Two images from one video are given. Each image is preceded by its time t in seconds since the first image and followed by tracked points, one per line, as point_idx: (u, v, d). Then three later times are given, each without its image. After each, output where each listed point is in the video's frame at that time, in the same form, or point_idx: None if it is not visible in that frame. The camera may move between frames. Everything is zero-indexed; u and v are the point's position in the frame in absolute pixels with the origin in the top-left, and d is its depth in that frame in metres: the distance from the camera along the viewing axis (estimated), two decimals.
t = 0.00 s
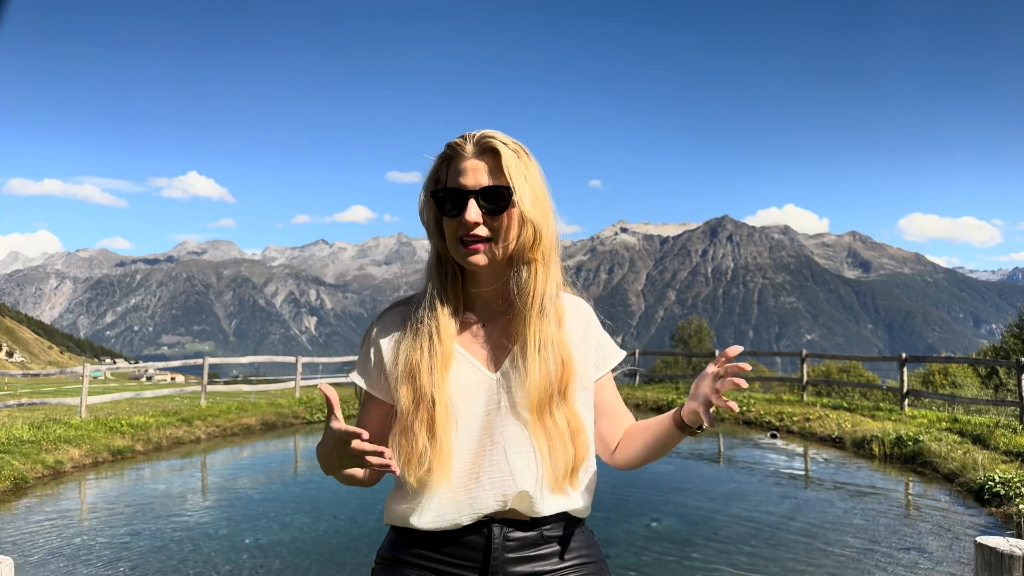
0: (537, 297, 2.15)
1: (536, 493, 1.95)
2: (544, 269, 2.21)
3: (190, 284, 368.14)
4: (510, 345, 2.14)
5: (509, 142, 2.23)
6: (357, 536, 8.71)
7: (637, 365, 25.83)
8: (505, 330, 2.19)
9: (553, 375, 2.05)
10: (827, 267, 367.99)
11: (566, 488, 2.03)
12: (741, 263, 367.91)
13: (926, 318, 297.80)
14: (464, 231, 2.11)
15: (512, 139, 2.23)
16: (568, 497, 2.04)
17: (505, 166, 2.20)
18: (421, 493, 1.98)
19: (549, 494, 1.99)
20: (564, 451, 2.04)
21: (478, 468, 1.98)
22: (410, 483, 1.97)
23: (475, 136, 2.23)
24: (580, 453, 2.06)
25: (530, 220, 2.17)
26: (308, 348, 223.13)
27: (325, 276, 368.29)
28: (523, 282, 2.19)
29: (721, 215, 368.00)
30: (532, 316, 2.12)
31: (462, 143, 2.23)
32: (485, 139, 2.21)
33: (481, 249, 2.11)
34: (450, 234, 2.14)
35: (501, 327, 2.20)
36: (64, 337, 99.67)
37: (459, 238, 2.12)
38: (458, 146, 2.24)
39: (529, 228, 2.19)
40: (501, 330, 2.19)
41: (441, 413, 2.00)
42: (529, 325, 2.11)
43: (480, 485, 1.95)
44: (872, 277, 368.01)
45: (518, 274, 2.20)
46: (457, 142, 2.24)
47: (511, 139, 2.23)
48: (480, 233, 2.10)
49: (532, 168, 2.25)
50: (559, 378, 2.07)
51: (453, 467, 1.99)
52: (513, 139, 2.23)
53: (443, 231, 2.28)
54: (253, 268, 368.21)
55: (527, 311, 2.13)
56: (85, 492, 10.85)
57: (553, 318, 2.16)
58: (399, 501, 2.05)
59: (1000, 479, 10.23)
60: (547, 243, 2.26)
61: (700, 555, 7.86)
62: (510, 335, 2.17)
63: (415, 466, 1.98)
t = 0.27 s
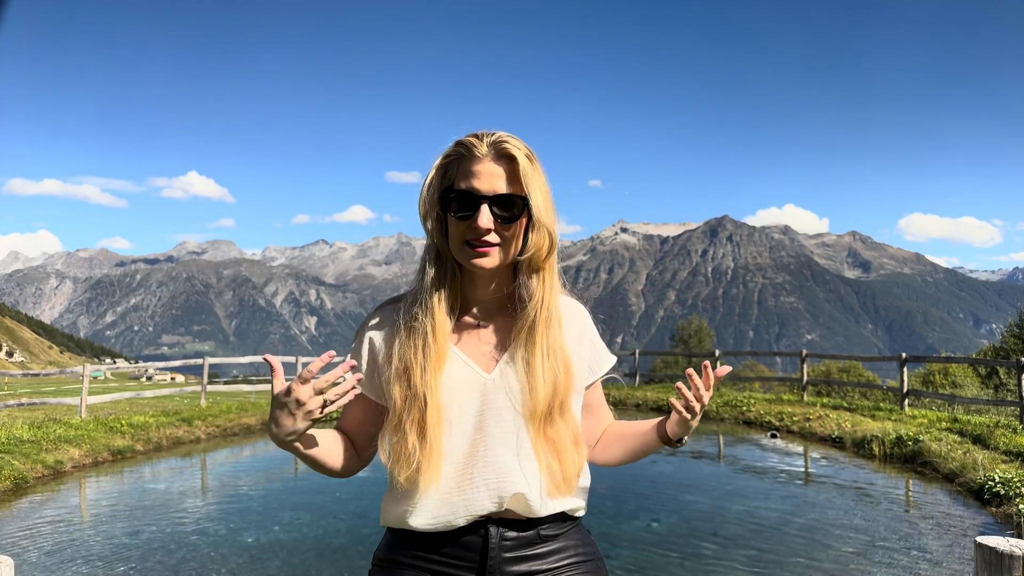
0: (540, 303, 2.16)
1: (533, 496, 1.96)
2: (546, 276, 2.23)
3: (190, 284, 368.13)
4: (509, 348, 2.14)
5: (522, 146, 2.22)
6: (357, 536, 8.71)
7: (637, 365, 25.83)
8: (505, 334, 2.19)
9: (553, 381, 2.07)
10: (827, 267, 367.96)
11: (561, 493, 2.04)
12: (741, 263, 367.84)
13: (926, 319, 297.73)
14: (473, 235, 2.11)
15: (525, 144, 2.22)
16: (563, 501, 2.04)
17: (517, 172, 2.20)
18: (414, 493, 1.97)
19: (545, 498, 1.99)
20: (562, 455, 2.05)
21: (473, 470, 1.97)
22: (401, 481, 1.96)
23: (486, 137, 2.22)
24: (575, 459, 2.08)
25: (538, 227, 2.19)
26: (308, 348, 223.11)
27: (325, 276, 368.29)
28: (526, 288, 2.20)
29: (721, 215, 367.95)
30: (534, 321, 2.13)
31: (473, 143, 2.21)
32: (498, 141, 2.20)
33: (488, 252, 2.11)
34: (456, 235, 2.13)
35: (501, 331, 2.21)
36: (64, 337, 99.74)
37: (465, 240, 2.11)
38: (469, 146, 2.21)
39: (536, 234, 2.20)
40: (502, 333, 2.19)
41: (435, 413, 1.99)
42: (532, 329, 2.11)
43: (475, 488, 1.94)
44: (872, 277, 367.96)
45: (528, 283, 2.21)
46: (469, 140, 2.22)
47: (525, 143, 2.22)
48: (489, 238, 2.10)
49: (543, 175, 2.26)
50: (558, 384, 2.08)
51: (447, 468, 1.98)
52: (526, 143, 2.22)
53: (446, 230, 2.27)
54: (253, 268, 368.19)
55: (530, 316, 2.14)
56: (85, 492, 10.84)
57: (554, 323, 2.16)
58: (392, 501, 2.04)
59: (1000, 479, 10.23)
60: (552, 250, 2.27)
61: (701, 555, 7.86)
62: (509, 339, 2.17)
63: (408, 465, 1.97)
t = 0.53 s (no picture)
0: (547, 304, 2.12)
1: (542, 499, 1.94)
2: (555, 275, 2.19)
3: (189, 284, 368.14)
4: (517, 350, 2.13)
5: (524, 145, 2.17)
6: (357, 536, 8.71)
7: (637, 365, 25.84)
8: (513, 335, 2.17)
9: (561, 384, 2.04)
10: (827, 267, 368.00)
11: (572, 493, 2.03)
12: (741, 263, 367.88)
13: (926, 319, 297.73)
14: (470, 242, 2.09)
15: (526, 142, 2.17)
16: (573, 503, 2.03)
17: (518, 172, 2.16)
18: (423, 495, 1.98)
19: (556, 500, 1.98)
20: (570, 458, 2.04)
21: (481, 473, 1.97)
22: (415, 483, 1.97)
23: (486, 137, 2.18)
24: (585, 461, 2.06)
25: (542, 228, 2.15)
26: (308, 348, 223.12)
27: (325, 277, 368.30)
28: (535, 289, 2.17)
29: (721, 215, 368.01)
30: (540, 324, 2.10)
31: (473, 144, 2.18)
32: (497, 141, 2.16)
33: (489, 255, 2.09)
34: (457, 240, 2.13)
35: (509, 331, 2.19)
36: (64, 337, 99.80)
37: (465, 244, 2.10)
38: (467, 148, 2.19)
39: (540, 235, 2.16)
40: (510, 333, 2.18)
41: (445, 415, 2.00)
42: (538, 332, 2.09)
43: (482, 490, 1.94)
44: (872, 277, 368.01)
45: (530, 285, 2.16)
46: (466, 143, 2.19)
47: (526, 142, 2.17)
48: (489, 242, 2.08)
49: (546, 174, 2.21)
50: (566, 388, 2.06)
51: (457, 470, 1.98)
52: (527, 142, 2.17)
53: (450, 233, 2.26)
54: (253, 268, 368.21)
55: (537, 319, 2.11)
56: (85, 492, 10.85)
57: (563, 325, 2.13)
58: (402, 501, 2.05)
59: (1001, 480, 10.22)
60: (558, 251, 2.22)
61: (701, 556, 7.86)
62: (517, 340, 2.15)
63: (419, 466, 1.98)
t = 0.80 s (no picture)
0: (549, 312, 2.12)
1: (542, 505, 1.94)
2: (558, 282, 2.19)
3: (189, 284, 368.15)
4: (517, 355, 2.12)
5: (535, 149, 2.18)
6: (357, 536, 8.72)
7: (637, 365, 25.83)
8: (515, 337, 2.17)
9: (563, 391, 2.03)
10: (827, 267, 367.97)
11: (571, 502, 2.02)
12: (741, 263, 367.83)
13: (926, 319, 297.71)
14: (478, 240, 2.09)
15: (538, 147, 2.18)
16: (571, 510, 2.02)
17: (526, 176, 2.16)
18: (419, 497, 1.97)
19: (554, 506, 1.97)
20: (570, 466, 2.02)
21: (480, 477, 1.96)
22: (412, 485, 1.97)
23: (498, 138, 2.19)
24: (585, 468, 2.04)
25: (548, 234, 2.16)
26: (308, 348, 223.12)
27: (325, 277, 368.28)
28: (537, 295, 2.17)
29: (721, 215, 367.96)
30: (544, 330, 2.09)
31: (484, 144, 2.18)
32: (509, 144, 2.17)
33: (491, 258, 2.10)
34: (464, 239, 2.13)
35: (509, 334, 2.18)
36: (64, 337, 99.80)
37: (470, 245, 2.11)
38: (478, 148, 2.19)
39: (546, 242, 2.16)
40: (511, 337, 2.17)
41: (444, 418, 2.00)
42: (540, 337, 2.08)
43: (481, 494, 1.93)
44: (872, 277, 367.97)
45: (538, 290, 2.18)
46: (478, 142, 2.19)
47: (537, 146, 2.18)
48: (493, 243, 2.09)
49: (554, 179, 2.21)
50: (569, 396, 2.04)
51: (455, 473, 1.98)
52: (538, 147, 2.18)
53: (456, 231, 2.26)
54: (253, 268, 368.23)
55: (540, 325, 2.10)
56: (85, 492, 10.85)
57: (565, 332, 2.12)
58: (399, 501, 2.05)
59: (1001, 479, 10.22)
60: (563, 256, 2.23)
61: (701, 556, 7.86)
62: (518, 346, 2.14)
63: (417, 468, 1.98)
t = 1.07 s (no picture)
0: (539, 311, 2.11)
1: (534, 504, 1.93)
2: (550, 282, 2.19)
3: (189, 284, 368.14)
4: (508, 355, 2.12)
5: (529, 149, 2.19)
6: (357, 536, 8.72)
7: (637, 365, 25.82)
8: (507, 337, 2.17)
9: (553, 391, 2.03)
10: (827, 267, 367.94)
11: (562, 503, 2.01)
12: (741, 263, 367.80)
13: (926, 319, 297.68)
14: (471, 236, 2.10)
15: (531, 147, 2.19)
16: (564, 510, 2.02)
17: (520, 175, 2.16)
18: (409, 496, 1.98)
19: (545, 506, 1.96)
20: (561, 467, 2.02)
21: (471, 476, 1.96)
22: (400, 484, 1.98)
23: (494, 138, 2.20)
24: (574, 471, 2.04)
25: (539, 234, 2.16)
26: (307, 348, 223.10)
27: (325, 277, 368.29)
28: (530, 295, 2.17)
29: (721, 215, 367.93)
30: (534, 330, 2.09)
31: (480, 144, 2.20)
32: (503, 143, 2.18)
33: (483, 258, 2.11)
34: (456, 236, 2.13)
35: (500, 335, 2.18)
36: (64, 337, 99.82)
37: (462, 241, 2.11)
38: (475, 146, 2.21)
39: (537, 242, 2.17)
40: (503, 336, 2.17)
41: (431, 418, 2.00)
42: (531, 337, 2.08)
43: (474, 493, 1.93)
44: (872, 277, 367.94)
45: (531, 290, 2.18)
46: (475, 141, 2.22)
47: (531, 147, 2.19)
48: (486, 240, 2.09)
49: (548, 180, 2.22)
50: (558, 397, 2.04)
51: (442, 473, 1.98)
52: (532, 147, 2.19)
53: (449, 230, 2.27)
54: (253, 268, 368.24)
55: (531, 325, 2.10)
56: (85, 492, 10.85)
57: (557, 332, 2.12)
58: (392, 501, 2.05)
59: (1001, 479, 10.22)
60: (557, 256, 2.23)
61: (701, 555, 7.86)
62: (509, 346, 2.14)
63: (404, 467, 1.98)
